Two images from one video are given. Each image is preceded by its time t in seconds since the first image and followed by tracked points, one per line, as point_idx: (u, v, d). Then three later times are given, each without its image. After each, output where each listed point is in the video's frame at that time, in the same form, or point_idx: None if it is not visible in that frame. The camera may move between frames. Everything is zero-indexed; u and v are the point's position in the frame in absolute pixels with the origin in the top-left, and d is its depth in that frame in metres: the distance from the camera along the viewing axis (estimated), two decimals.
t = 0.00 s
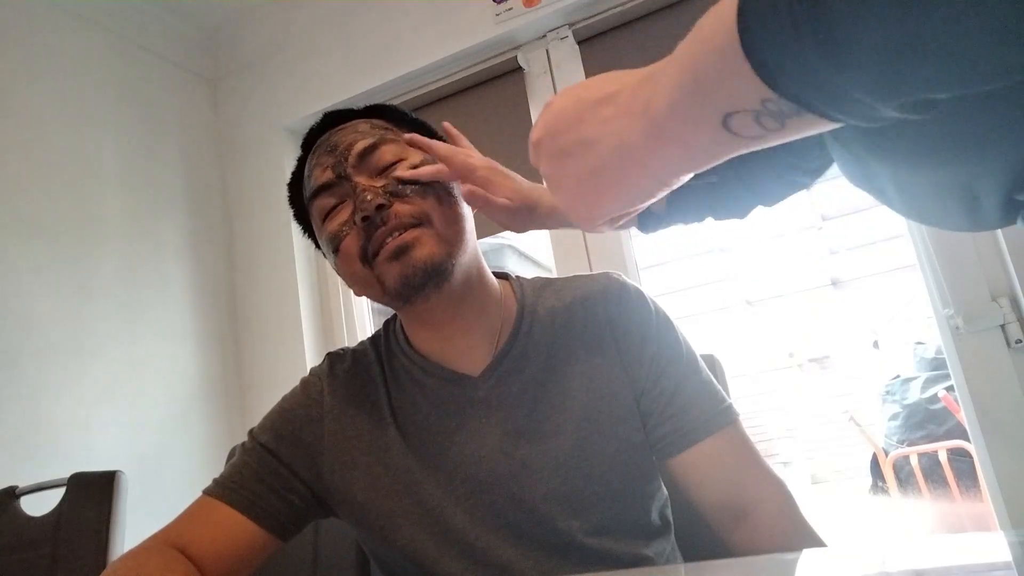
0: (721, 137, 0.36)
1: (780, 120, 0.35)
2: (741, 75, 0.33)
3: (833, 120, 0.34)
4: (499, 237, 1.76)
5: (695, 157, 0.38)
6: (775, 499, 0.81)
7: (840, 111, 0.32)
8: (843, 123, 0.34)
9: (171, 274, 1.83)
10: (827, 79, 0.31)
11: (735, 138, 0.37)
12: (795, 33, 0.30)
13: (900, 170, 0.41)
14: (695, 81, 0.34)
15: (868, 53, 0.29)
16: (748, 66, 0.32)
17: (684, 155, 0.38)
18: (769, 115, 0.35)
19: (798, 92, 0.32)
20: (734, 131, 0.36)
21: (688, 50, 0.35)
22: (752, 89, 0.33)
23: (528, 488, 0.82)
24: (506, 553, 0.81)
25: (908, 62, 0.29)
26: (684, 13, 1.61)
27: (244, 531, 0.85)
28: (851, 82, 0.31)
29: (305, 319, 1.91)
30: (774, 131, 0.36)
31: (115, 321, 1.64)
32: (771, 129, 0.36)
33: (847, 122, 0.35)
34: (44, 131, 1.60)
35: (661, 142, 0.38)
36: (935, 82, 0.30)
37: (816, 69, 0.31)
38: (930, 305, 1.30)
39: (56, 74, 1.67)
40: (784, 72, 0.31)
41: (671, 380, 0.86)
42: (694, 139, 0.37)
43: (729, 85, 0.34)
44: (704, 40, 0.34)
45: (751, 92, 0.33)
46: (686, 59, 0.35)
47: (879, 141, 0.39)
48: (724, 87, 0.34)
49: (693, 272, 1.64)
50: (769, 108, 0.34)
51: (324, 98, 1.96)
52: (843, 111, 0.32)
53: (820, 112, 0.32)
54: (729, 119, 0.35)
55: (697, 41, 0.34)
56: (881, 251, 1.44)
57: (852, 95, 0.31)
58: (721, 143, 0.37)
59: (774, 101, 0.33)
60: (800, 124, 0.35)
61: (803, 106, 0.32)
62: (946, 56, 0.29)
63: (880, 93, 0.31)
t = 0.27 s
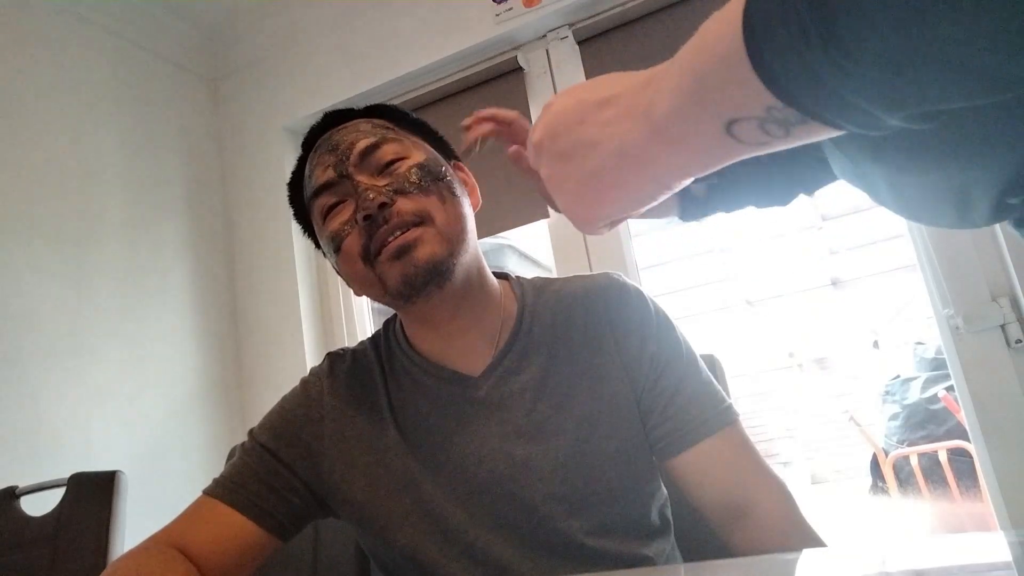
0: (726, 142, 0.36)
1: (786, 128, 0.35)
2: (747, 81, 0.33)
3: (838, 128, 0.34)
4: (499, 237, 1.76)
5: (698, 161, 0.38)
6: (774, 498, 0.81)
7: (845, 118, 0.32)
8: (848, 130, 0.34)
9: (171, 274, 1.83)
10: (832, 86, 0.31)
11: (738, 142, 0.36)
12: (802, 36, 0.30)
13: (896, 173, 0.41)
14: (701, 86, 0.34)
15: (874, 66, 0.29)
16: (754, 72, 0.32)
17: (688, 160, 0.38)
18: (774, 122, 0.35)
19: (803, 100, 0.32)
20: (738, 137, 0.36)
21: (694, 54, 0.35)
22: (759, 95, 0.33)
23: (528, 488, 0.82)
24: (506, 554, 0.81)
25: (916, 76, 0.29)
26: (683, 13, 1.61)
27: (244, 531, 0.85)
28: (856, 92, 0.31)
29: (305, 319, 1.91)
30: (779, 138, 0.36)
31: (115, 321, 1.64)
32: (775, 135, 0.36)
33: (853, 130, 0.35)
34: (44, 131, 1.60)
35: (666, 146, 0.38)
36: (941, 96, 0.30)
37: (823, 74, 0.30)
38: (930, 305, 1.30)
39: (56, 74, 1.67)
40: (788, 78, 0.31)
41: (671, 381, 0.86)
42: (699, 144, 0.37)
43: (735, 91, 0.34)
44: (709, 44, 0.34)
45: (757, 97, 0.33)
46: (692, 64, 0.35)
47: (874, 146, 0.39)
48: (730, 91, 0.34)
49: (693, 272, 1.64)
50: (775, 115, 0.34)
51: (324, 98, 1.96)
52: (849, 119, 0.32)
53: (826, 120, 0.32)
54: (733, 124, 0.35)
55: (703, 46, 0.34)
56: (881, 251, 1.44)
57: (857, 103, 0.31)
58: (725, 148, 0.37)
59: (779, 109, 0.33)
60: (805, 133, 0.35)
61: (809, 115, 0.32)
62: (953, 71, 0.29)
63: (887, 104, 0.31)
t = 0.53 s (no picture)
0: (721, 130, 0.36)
1: (781, 115, 0.35)
2: (743, 70, 0.33)
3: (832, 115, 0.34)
4: (499, 237, 1.76)
5: (694, 151, 0.38)
6: (774, 498, 0.81)
7: (837, 105, 0.32)
8: (842, 117, 0.34)
9: (170, 274, 1.83)
10: (827, 73, 0.31)
11: (734, 132, 0.36)
12: (799, 27, 0.30)
13: (895, 169, 0.41)
14: (697, 74, 0.34)
15: (868, 51, 0.30)
16: (750, 61, 0.32)
17: (684, 149, 0.38)
18: (768, 109, 0.35)
19: (799, 88, 0.32)
20: (734, 125, 0.36)
21: (689, 43, 0.34)
22: (755, 84, 0.33)
23: (529, 487, 0.82)
24: (507, 553, 0.81)
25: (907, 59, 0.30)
26: (683, 13, 1.61)
27: (245, 531, 0.85)
28: (852, 79, 0.31)
29: (305, 319, 1.91)
30: (774, 126, 0.36)
31: (114, 320, 1.64)
32: (770, 123, 0.36)
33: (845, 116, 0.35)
34: (44, 131, 1.60)
35: (662, 135, 0.38)
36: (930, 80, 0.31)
37: (818, 62, 0.31)
38: (930, 305, 1.30)
39: (56, 74, 1.67)
40: (785, 68, 0.31)
41: (671, 380, 0.86)
42: (694, 133, 0.37)
43: (731, 80, 0.33)
44: (704, 33, 0.33)
45: (753, 85, 0.33)
46: (688, 52, 0.34)
47: (871, 137, 0.39)
48: (724, 80, 0.34)
49: (693, 273, 1.64)
50: (769, 101, 0.34)
51: (324, 97, 1.96)
52: (844, 108, 0.32)
53: (820, 107, 0.32)
54: (728, 112, 0.35)
55: (698, 34, 0.34)
56: (882, 251, 1.44)
57: (849, 90, 0.31)
58: (721, 137, 0.37)
59: (773, 95, 0.33)
60: (799, 119, 0.35)
61: (803, 102, 0.32)
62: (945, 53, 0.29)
63: (881, 89, 0.31)
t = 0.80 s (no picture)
0: (733, 126, 0.36)
1: (791, 112, 0.35)
2: (751, 64, 0.33)
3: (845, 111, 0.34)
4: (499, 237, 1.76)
5: (704, 148, 0.38)
6: (774, 499, 0.81)
7: (852, 97, 0.32)
8: (854, 112, 0.34)
9: (170, 273, 1.83)
10: (838, 68, 0.30)
11: (745, 128, 0.36)
12: (807, 23, 0.30)
13: (896, 163, 0.41)
14: (706, 69, 0.34)
15: (879, 42, 0.29)
16: (760, 55, 0.32)
17: (694, 146, 0.38)
18: (778, 105, 0.34)
19: (810, 80, 0.31)
20: (744, 121, 0.36)
21: (699, 40, 0.34)
22: (764, 78, 0.33)
23: (529, 487, 0.82)
24: (508, 553, 0.81)
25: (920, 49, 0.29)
26: (683, 13, 1.62)
27: (244, 531, 0.85)
28: (862, 69, 0.30)
29: (305, 319, 1.91)
30: (784, 122, 0.36)
31: (115, 320, 1.64)
32: (782, 119, 0.35)
33: (856, 112, 0.35)
34: (43, 130, 1.60)
35: (671, 132, 0.37)
36: (944, 71, 0.30)
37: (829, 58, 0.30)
38: (930, 305, 1.30)
39: (55, 73, 1.67)
40: (794, 62, 0.31)
41: (672, 380, 0.86)
42: (704, 130, 0.37)
43: (740, 75, 0.33)
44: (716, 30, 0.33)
45: (763, 81, 0.33)
46: (698, 48, 0.34)
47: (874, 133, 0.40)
48: (735, 76, 0.34)
49: (693, 273, 1.64)
50: (780, 97, 0.34)
51: (324, 97, 1.96)
52: (853, 98, 0.32)
53: (833, 101, 0.32)
54: (738, 108, 0.35)
55: (708, 30, 0.34)
56: (882, 251, 1.44)
57: (867, 85, 0.31)
58: (731, 134, 0.37)
59: (784, 91, 0.33)
60: (811, 115, 0.35)
61: (814, 95, 0.32)
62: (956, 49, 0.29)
63: (892, 79, 0.31)
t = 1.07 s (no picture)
0: (733, 126, 0.36)
1: (791, 112, 0.35)
2: (751, 64, 0.33)
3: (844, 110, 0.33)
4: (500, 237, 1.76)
5: (704, 149, 0.38)
6: (774, 499, 0.81)
7: (851, 98, 0.32)
8: (854, 112, 0.34)
9: (170, 273, 1.83)
10: (837, 67, 0.30)
11: (745, 129, 0.36)
12: (804, 23, 0.30)
13: (896, 165, 0.42)
14: (705, 70, 0.34)
15: (879, 42, 0.29)
16: (759, 55, 0.32)
17: (694, 147, 0.38)
18: (779, 105, 0.34)
19: (807, 80, 0.31)
20: (745, 122, 0.36)
21: (699, 40, 0.34)
22: (763, 78, 0.33)
23: (529, 487, 0.82)
24: (507, 553, 0.81)
25: (918, 47, 0.29)
26: (684, 13, 1.62)
27: (245, 531, 0.85)
28: (860, 69, 0.30)
29: (305, 319, 1.91)
30: (784, 123, 0.36)
31: (115, 320, 1.64)
32: (782, 120, 0.35)
33: (858, 112, 0.35)
34: (43, 130, 1.60)
35: (671, 133, 0.38)
36: (944, 70, 0.30)
37: (827, 58, 0.30)
38: (930, 305, 1.30)
39: (56, 73, 1.67)
40: (793, 62, 0.31)
41: (672, 380, 0.86)
42: (704, 131, 0.37)
43: (739, 75, 0.33)
44: (715, 31, 0.33)
45: (761, 81, 0.33)
46: (698, 49, 0.34)
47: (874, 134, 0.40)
48: (735, 75, 0.34)
49: (693, 272, 1.64)
50: (779, 97, 0.34)
51: (324, 97, 1.96)
52: (852, 99, 0.32)
53: (832, 101, 0.32)
54: (738, 108, 0.35)
55: (708, 30, 0.34)
56: (882, 251, 1.44)
57: (867, 86, 0.31)
58: (731, 134, 0.37)
59: (783, 91, 0.33)
60: (811, 115, 0.35)
61: (814, 95, 0.32)
62: (954, 49, 0.29)
63: (890, 80, 0.30)
